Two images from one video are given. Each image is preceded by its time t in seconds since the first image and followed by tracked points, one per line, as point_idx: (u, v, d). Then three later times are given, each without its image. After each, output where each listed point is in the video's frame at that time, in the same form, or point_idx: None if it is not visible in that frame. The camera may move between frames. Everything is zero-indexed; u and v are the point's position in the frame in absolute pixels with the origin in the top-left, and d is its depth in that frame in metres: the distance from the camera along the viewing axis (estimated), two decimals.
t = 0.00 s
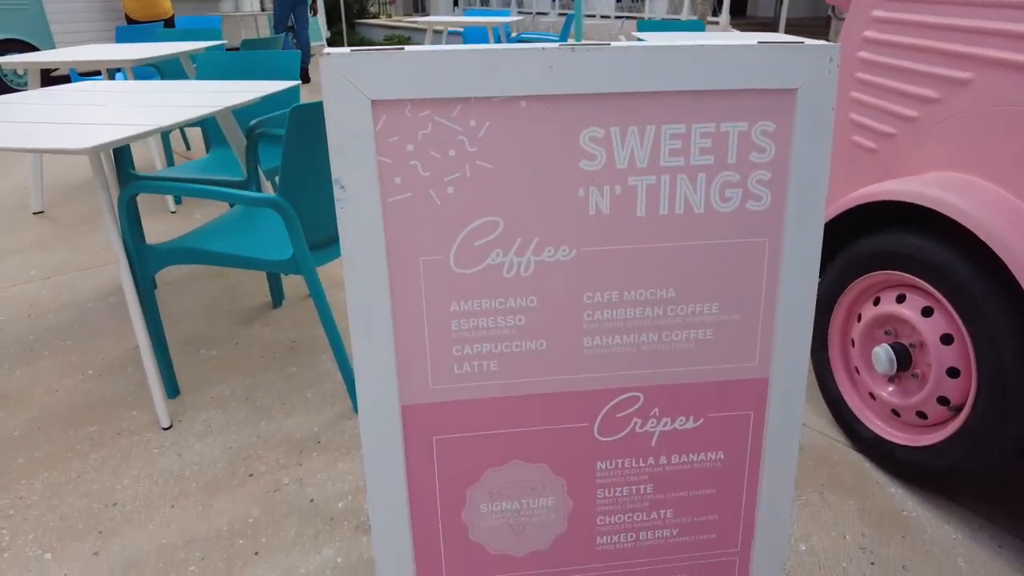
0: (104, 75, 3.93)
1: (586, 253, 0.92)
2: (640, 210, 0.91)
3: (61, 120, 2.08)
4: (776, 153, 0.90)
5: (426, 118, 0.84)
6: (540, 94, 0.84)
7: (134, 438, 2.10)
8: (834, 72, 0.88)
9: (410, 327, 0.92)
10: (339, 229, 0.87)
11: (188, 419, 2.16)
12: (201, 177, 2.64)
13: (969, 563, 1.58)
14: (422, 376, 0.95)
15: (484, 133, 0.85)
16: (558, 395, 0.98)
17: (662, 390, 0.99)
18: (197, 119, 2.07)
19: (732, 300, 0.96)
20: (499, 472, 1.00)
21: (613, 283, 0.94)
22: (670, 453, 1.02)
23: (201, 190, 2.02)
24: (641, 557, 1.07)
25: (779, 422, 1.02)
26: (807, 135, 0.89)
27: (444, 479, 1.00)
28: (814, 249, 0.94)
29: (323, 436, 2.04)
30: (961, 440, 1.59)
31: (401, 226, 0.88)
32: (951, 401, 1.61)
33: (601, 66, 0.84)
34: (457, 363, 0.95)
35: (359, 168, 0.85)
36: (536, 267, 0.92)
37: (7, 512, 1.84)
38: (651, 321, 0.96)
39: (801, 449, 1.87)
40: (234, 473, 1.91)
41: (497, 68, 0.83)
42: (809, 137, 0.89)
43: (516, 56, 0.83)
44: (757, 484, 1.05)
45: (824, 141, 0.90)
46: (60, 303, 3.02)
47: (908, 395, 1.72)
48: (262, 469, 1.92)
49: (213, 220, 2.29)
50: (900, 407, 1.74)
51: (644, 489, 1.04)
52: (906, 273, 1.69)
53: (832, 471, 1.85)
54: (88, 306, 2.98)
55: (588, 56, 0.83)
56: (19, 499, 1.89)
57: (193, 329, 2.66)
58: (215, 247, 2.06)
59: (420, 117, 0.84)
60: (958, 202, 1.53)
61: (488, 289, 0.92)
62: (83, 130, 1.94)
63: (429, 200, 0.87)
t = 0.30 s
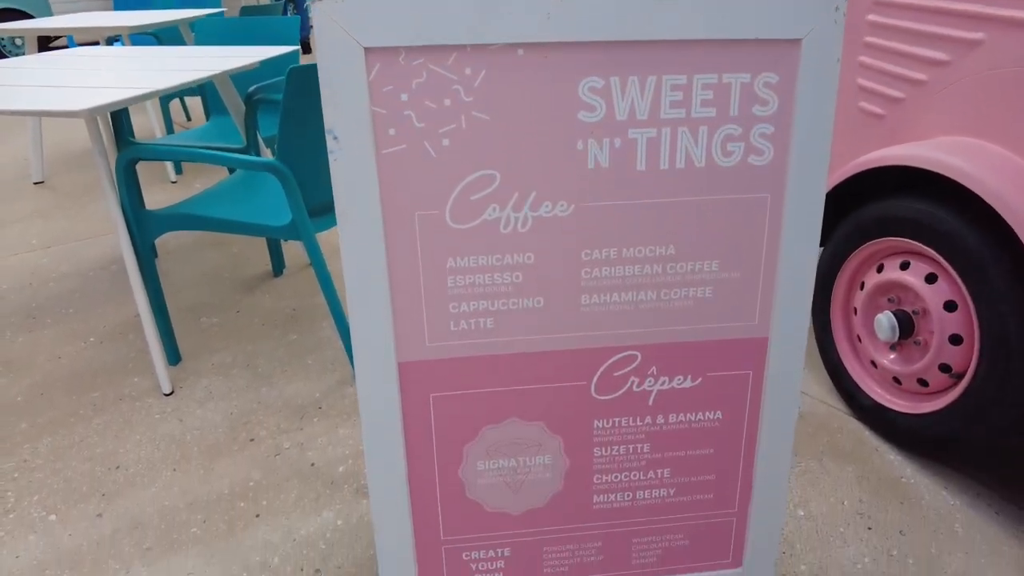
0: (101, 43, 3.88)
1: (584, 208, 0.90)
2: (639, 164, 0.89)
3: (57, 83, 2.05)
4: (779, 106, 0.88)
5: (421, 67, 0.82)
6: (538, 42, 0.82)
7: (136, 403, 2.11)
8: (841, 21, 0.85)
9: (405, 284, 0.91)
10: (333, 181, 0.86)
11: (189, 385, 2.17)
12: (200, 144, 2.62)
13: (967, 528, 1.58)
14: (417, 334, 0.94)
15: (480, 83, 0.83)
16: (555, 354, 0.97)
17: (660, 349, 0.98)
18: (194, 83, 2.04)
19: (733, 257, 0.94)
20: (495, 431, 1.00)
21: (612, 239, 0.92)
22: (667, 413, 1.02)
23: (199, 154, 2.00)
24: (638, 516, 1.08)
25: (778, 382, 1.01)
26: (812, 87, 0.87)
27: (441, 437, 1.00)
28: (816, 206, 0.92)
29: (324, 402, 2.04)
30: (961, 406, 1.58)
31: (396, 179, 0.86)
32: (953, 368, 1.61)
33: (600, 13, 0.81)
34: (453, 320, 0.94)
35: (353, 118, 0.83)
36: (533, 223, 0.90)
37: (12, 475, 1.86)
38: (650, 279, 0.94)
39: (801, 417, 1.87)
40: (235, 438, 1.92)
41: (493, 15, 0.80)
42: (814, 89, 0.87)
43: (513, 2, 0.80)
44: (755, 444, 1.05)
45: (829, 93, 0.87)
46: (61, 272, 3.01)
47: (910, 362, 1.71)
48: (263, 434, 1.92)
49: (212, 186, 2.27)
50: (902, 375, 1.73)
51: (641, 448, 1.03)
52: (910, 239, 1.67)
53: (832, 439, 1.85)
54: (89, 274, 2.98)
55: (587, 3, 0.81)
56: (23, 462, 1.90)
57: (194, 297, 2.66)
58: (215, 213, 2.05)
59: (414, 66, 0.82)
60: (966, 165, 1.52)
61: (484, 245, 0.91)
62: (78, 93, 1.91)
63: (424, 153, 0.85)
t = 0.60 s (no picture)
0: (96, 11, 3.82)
1: (583, 169, 0.88)
2: (640, 124, 0.86)
3: (50, 48, 2.02)
4: (784, 63, 0.85)
5: (415, 20, 0.80)
6: None
7: (137, 373, 2.11)
8: None
9: (401, 246, 0.90)
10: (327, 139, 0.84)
11: (189, 354, 2.16)
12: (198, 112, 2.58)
13: (965, 498, 1.59)
14: (414, 298, 0.93)
15: (476, 38, 0.81)
16: (553, 319, 0.96)
17: (660, 313, 0.97)
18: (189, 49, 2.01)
19: (735, 220, 0.92)
20: (493, 396, 0.99)
21: (612, 200, 0.90)
22: (666, 378, 1.01)
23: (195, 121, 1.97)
24: (636, 481, 1.07)
25: (779, 347, 1.00)
26: (819, 44, 0.84)
27: (438, 402, 0.99)
28: (821, 167, 0.90)
29: (324, 371, 2.04)
30: (963, 376, 1.57)
31: (390, 138, 0.84)
32: (956, 339, 1.59)
33: None
34: (450, 284, 0.92)
35: (345, 74, 0.81)
36: (531, 183, 0.88)
37: (13, 443, 1.87)
38: (651, 242, 0.93)
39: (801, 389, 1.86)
40: (235, 407, 1.93)
41: None
42: (821, 45, 0.84)
43: None
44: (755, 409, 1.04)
45: (836, 49, 0.85)
46: (60, 243, 3.00)
47: (912, 333, 1.70)
48: (263, 403, 1.93)
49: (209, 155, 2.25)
50: (904, 346, 1.72)
51: (640, 413, 1.03)
52: (916, 209, 1.64)
53: (832, 410, 1.84)
54: (88, 246, 2.97)
55: None
56: (25, 430, 1.91)
57: (193, 268, 2.65)
58: (212, 181, 2.03)
59: (408, 20, 0.80)
60: (976, 133, 1.49)
61: (480, 206, 0.89)
62: (72, 59, 1.88)
63: (418, 110, 0.83)
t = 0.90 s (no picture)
0: None
1: (580, 128, 0.86)
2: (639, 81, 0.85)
3: (42, 11, 1.98)
4: (788, 18, 0.83)
5: None
6: None
7: (136, 342, 2.11)
8: None
9: (394, 206, 0.89)
10: (319, 94, 0.82)
11: (189, 324, 2.16)
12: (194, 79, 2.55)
13: (962, 466, 1.59)
14: (408, 260, 0.92)
15: None
16: (550, 280, 0.95)
17: (658, 275, 0.96)
18: (182, 14, 1.97)
19: (735, 181, 0.91)
20: (489, 358, 0.99)
21: (609, 160, 0.88)
22: (663, 342, 1.00)
23: (190, 87, 1.95)
24: (632, 445, 1.07)
25: (777, 310, 0.99)
26: None
27: (434, 365, 0.99)
28: (824, 125, 0.88)
29: (323, 340, 2.04)
30: (963, 345, 1.56)
31: (383, 94, 0.83)
32: (957, 308, 1.58)
33: None
34: (445, 245, 0.91)
35: (337, 26, 0.79)
36: (528, 141, 0.86)
37: (14, 411, 1.87)
38: (650, 203, 0.91)
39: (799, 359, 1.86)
40: (234, 375, 1.93)
41: None
42: None
43: None
44: (753, 374, 1.04)
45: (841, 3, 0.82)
46: (59, 214, 2.99)
47: (913, 303, 1.69)
48: (262, 371, 1.93)
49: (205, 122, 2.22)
50: (905, 316, 1.71)
51: (636, 376, 1.02)
52: (919, 177, 1.62)
53: (831, 380, 1.84)
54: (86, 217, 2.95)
55: None
56: (26, 398, 1.92)
57: (192, 238, 2.64)
58: (208, 148, 2.01)
59: None
60: (983, 99, 1.46)
61: (475, 165, 0.87)
62: (64, 23, 1.85)
63: (411, 64, 0.82)
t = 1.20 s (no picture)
0: None
1: (576, 84, 0.85)
2: (637, 35, 0.82)
3: None
4: None
5: None
6: None
7: (134, 311, 2.10)
8: None
9: (387, 165, 0.87)
10: (309, 47, 0.80)
11: (186, 294, 2.16)
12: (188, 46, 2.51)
13: (958, 435, 1.59)
14: (402, 220, 0.91)
15: None
16: (545, 241, 0.94)
17: (654, 237, 0.94)
18: None
19: (734, 140, 0.89)
20: (484, 321, 0.98)
21: (606, 116, 0.87)
22: (659, 305, 0.99)
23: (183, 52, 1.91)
24: (627, 408, 1.07)
25: (775, 273, 0.98)
26: None
27: (428, 327, 0.98)
28: (826, 82, 0.86)
29: (321, 310, 2.04)
30: (963, 314, 1.56)
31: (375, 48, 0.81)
32: (957, 277, 1.57)
33: None
34: (439, 205, 0.90)
35: None
36: (522, 98, 0.85)
37: (13, 379, 1.88)
38: (647, 163, 0.90)
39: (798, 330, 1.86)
40: (232, 344, 1.93)
41: None
42: None
43: None
44: (749, 338, 1.03)
45: None
46: (55, 185, 2.97)
47: (913, 272, 1.68)
48: (260, 340, 1.93)
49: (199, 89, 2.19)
50: (904, 285, 1.69)
51: (632, 340, 1.02)
52: (923, 144, 1.60)
53: (830, 350, 1.84)
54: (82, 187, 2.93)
55: None
56: (25, 366, 1.92)
57: (189, 209, 2.62)
58: (203, 116, 1.99)
59: None
60: (993, 64, 1.44)
61: (469, 122, 0.85)
62: None
63: (403, 18, 0.79)
